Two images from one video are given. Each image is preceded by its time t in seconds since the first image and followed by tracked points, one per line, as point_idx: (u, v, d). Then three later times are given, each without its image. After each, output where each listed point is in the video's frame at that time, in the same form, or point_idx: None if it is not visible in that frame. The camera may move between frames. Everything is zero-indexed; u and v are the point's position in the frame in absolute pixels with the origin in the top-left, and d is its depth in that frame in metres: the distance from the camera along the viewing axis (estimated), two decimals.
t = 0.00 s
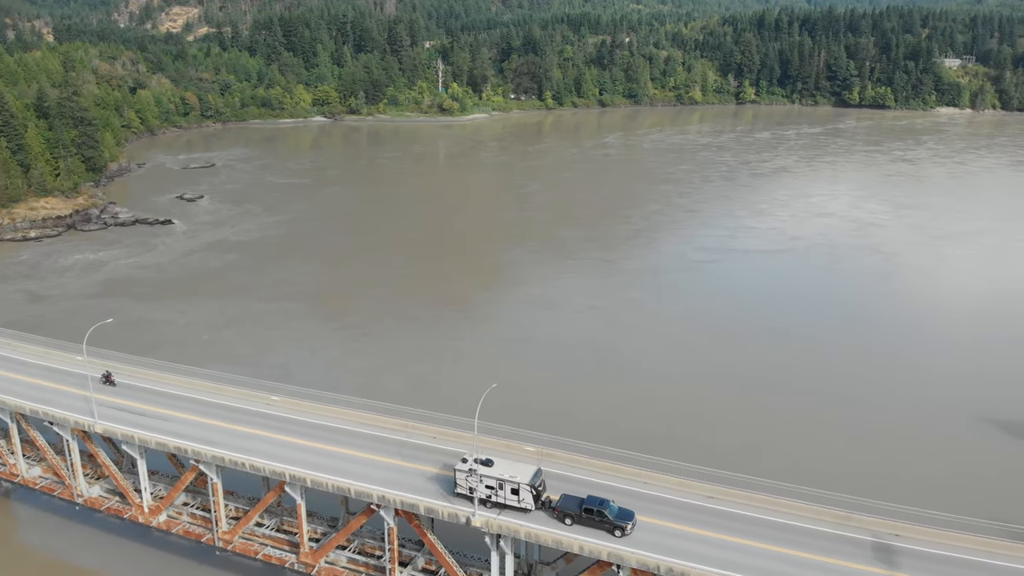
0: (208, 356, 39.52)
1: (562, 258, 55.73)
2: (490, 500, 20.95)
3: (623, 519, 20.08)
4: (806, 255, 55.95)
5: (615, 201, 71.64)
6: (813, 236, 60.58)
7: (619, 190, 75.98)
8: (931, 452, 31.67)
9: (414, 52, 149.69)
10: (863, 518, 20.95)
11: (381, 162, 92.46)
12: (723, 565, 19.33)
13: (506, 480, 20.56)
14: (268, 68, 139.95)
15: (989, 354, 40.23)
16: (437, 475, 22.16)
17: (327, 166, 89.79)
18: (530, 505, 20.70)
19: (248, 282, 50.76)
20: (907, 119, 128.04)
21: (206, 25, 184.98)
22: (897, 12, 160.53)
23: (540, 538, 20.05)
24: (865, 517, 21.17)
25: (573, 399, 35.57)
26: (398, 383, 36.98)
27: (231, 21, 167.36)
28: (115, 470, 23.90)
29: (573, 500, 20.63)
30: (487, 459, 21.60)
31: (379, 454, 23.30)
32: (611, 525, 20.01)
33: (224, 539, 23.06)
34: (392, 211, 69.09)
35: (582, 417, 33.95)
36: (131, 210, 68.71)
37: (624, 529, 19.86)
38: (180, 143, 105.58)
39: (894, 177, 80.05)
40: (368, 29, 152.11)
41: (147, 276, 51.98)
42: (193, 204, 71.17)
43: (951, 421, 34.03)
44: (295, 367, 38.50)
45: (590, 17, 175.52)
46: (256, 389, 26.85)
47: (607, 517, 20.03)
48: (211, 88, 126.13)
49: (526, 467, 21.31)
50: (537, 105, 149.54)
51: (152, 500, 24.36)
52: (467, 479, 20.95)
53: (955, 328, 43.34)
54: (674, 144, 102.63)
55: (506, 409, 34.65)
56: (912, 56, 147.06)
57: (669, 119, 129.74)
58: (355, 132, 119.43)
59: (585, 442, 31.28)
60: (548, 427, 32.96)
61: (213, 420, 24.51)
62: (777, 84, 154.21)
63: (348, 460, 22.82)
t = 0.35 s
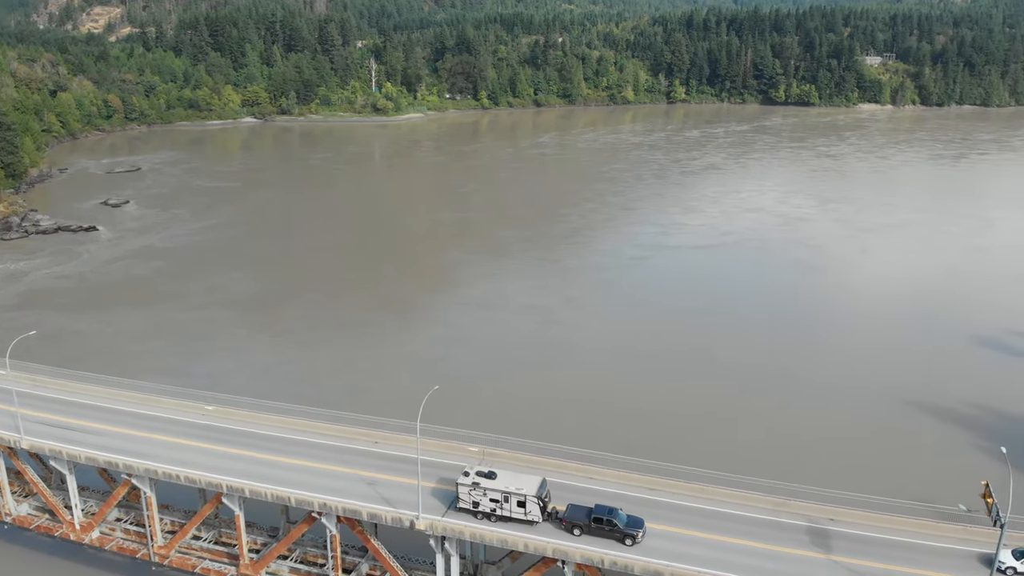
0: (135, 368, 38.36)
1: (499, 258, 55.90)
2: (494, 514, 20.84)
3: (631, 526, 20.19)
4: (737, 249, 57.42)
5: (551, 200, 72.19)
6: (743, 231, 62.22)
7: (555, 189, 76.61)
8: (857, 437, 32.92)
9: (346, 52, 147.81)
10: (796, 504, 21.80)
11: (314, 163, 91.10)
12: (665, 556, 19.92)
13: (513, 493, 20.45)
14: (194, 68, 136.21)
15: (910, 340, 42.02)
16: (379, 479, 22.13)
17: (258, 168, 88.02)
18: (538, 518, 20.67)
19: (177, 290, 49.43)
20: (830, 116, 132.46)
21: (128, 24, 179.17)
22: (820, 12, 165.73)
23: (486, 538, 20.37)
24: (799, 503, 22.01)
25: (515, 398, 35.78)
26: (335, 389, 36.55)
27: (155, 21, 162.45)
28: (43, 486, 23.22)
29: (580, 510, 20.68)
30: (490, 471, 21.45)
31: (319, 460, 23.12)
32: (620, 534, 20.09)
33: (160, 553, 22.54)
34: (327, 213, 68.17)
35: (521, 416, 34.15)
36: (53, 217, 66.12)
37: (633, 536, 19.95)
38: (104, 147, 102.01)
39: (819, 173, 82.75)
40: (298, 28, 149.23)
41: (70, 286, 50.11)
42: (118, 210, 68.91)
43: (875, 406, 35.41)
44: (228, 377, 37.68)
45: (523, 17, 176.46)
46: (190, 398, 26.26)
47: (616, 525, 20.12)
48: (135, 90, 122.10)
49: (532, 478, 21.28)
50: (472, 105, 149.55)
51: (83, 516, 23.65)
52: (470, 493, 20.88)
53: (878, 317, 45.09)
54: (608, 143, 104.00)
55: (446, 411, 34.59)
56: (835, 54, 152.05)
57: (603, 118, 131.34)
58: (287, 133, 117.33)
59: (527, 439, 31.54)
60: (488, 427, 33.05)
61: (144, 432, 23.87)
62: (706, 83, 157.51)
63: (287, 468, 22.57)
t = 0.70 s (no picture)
0: (58, 384, 36.94)
1: (437, 259, 55.72)
2: (503, 524, 20.86)
3: (646, 531, 20.50)
4: (670, 246, 58.55)
5: (487, 200, 72.31)
6: (676, 228, 63.48)
7: (492, 188, 76.78)
8: (789, 426, 33.99)
9: (277, 51, 145.01)
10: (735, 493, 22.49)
11: (244, 166, 89.21)
12: (609, 550, 20.39)
13: (522, 503, 20.51)
14: (118, 69, 131.61)
15: (837, 330, 43.57)
16: (320, 487, 22.09)
17: (186, 171, 85.68)
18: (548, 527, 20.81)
19: (102, 300, 47.75)
20: (757, 114, 136.05)
21: (46, 25, 172.28)
22: (746, 12, 169.83)
23: (431, 541, 20.53)
24: (738, 492, 22.75)
25: (458, 399, 35.81)
26: (271, 397, 35.90)
27: (74, 22, 156.39)
28: None
29: (592, 517, 20.86)
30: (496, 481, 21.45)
31: (258, 470, 22.97)
32: (634, 540, 20.36)
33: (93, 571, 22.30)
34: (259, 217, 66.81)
35: (465, 417, 34.14)
36: None
37: (648, 542, 20.25)
38: (22, 152, 97.84)
39: (748, 170, 84.97)
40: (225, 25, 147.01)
41: None
42: (38, 218, 66.21)
43: (805, 394, 36.61)
44: (158, 389, 36.62)
45: (456, 17, 175.98)
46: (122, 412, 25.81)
47: (631, 531, 20.38)
48: (55, 92, 117.40)
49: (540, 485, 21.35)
50: (407, 105, 148.88)
51: (11, 536, 22.77)
52: (477, 504, 20.84)
53: (806, 309, 46.59)
54: (542, 143, 104.72)
55: (388, 415, 34.34)
56: (761, 54, 156.16)
57: (538, 118, 132.02)
58: (216, 135, 114.55)
59: (470, 439, 31.63)
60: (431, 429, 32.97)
61: (74, 446, 23.36)
62: (638, 83, 159.76)
63: (225, 479, 22.39)
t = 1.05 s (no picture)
0: None
1: (373, 261, 55.11)
2: (514, 532, 20.67)
3: (657, 533, 20.64)
4: (607, 244, 59.22)
5: (423, 201, 71.87)
6: (611, 226, 64.20)
7: (427, 189, 76.34)
8: (725, 416, 34.80)
9: (205, 52, 141.12)
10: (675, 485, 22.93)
11: (170, 170, 86.53)
12: (553, 547, 20.64)
13: (534, 509, 20.30)
14: (35, 72, 125.93)
15: (770, 322, 44.77)
16: (258, 497, 21.68)
17: (108, 177, 82.63)
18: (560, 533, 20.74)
19: (21, 312, 45.72)
20: (688, 113, 138.84)
21: None
22: (675, 12, 172.98)
23: (374, 546, 20.37)
24: (678, 483, 23.21)
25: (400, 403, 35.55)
26: (206, 408, 34.97)
27: None
28: None
29: (604, 521, 20.90)
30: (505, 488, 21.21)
31: (194, 482, 22.46)
32: (646, 543, 20.49)
33: None
34: (187, 222, 64.96)
35: (407, 421, 33.89)
36: None
37: (661, 544, 20.41)
38: None
39: (679, 168, 86.62)
40: (149, 26, 141.63)
41: None
42: None
43: (739, 385, 37.51)
44: (85, 403, 35.27)
45: (388, 16, 174.16)
46: (50, 426, 25.05)
47: (643, 533, 20.52)
48: None
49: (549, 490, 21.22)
50: (340, 105, 146.82)
51: None
52: (488, 513, 20.62)
53: (739, 302, 47.74)
54: (477, 143, 104.67)
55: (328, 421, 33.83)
56: (690, 54, 159.35)
57: (474, 118, 131.86)
58: (141, 138, 110.77)
59: (413, 443, 31.41)
60: (373, 434, 32.62)
61: None
62: (572, 83, 160.88)
63: (159, 492, 21.86)
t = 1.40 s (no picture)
0: None
1: (307, 265, 54.02)
2: (526, 536, 20.53)
3: (669, 530, 20.81)
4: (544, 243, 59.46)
5: (356, 203, 70.82)
6: (548, 225, 64.50)
7: (361, 191, 75.28)
8: (664, 409, 35.28)
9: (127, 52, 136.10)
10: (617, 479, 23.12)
11: (89, 175, 83.05)
12: (497, 546, 20.58)
13: (547, 513, 20.33)
14: None
15: (705, 316, 45.58)
16: (194, 509, 21.02)
17: (23, 184, 78.85)
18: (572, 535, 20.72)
19: None
20: (620, 113, 140.55)
21: None
22: (605, 12, 174.99)
23: (316, 555, 19.86)
24: (620, 477, 23.40)
25: (339, 408, 34.90)
26: (136, 421, 33.71)
27: None
28: None
29: (615, 521, 20.97)
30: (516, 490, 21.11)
31: (126, 497, 21.75)
32: (658, 540, 20.64)
33: None
34: (109, 229, 62.52)
35: (346, 426, 33.33)
36: None
37: (673, 541, 20.59)
38: None
39: (613, 167, 87.63)
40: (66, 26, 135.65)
41: None
42: None
43: (677, 378, 38.06)
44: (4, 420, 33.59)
45: (318, 15, 171.08)
46: None
47: (655, 531, 20.67)
48: None
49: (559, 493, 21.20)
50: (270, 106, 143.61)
51: None
52: (500, 518, 20.45)
53: (675, 297, 48.51)
54: (411, 143, 103.78)
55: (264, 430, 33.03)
56: (622, 53, 161.45)
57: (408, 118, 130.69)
58: (60, 142, 106.10)
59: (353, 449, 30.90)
60: (312, 442, 31.99)
61: None
62: (506, 83, 160.91)
63: (90, 509, 21.14)
